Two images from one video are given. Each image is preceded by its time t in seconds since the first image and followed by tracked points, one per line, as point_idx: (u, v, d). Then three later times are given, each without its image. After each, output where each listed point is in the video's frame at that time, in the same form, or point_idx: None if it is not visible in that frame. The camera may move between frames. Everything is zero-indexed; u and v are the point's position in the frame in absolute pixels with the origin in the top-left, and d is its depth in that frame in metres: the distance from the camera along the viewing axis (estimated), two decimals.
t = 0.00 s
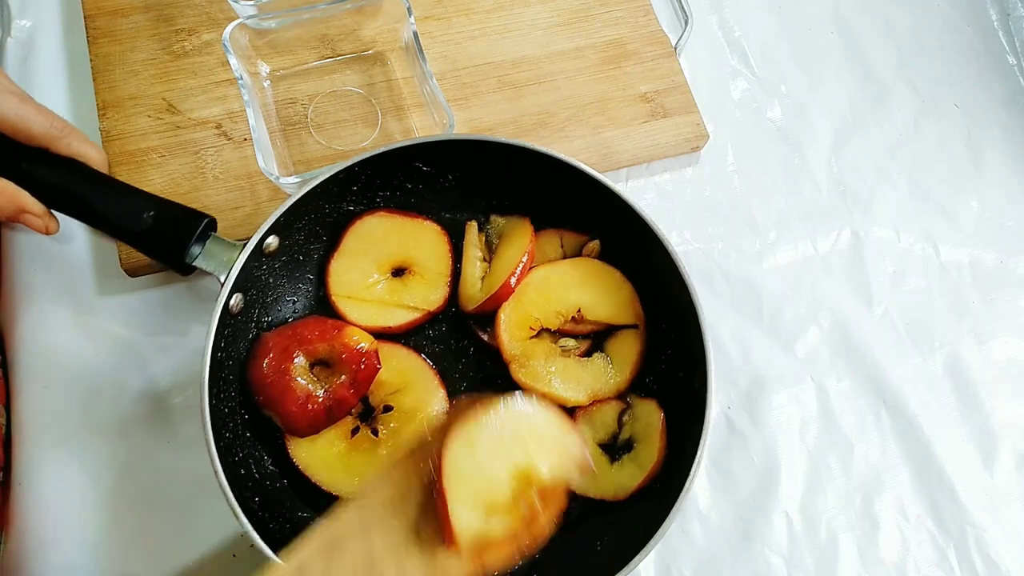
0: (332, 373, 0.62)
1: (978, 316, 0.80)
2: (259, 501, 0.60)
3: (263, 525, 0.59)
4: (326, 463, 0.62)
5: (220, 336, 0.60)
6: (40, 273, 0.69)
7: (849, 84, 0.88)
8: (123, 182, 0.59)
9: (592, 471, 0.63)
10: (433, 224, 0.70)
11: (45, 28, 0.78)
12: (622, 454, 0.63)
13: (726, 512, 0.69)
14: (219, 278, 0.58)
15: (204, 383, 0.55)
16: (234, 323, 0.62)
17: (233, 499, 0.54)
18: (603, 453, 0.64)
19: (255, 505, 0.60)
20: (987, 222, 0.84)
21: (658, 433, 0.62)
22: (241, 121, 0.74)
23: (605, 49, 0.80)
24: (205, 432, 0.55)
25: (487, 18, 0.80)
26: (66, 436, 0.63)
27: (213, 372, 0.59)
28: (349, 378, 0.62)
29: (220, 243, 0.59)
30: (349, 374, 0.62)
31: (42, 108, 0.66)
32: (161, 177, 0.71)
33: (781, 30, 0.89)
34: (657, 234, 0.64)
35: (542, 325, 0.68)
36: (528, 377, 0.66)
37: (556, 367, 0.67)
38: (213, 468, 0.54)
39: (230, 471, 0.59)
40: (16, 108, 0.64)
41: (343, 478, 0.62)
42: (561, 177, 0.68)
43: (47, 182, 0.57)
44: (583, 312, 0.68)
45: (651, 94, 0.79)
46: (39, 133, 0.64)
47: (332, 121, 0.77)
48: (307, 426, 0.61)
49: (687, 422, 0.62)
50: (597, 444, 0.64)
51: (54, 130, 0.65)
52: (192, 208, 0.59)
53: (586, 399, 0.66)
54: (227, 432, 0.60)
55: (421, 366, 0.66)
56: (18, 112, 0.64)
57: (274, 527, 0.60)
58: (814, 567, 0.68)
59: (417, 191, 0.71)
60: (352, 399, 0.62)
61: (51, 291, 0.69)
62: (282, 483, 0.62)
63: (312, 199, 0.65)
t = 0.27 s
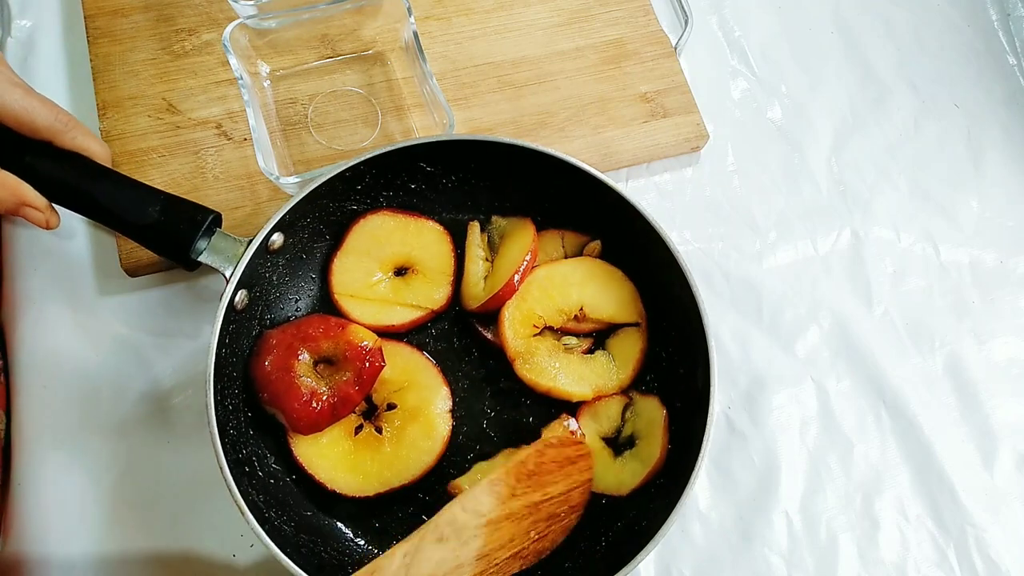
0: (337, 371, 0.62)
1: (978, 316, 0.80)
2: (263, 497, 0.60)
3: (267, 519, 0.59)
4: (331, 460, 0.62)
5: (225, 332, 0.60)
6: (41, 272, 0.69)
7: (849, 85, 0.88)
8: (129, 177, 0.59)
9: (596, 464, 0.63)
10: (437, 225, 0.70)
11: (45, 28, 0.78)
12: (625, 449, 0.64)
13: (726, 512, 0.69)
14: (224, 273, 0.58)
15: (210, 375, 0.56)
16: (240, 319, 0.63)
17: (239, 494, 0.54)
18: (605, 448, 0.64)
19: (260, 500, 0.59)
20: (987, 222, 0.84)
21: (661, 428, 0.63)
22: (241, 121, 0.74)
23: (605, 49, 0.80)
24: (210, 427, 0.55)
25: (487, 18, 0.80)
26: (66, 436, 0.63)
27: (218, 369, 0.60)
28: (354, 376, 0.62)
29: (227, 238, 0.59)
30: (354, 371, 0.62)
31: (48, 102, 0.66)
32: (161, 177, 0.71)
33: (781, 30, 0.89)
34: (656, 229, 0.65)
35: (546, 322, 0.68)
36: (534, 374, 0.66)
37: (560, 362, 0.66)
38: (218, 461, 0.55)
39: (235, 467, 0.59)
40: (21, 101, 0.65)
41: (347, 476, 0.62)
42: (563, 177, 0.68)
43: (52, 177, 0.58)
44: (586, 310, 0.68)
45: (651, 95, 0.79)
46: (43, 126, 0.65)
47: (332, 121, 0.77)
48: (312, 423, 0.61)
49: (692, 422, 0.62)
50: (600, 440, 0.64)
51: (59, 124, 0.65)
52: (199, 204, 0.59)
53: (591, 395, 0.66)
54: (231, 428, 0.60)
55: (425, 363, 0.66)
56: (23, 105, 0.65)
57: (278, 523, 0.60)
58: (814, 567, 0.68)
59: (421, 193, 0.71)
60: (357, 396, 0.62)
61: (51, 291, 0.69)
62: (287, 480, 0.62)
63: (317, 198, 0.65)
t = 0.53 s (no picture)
0: (338, 370, 0.62)
1: (978, 316, 0.80)
2: (263, 496, 0.60)
3: (268, 519, 0.58)
4: (331, 459, 0.62)
5: (226, 331, 0.60)
6: (41, 272, 0.69)
7: (849, 85, 0.88)
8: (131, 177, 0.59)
9: (597, 464, 0.63)
10: (437, 226, 0.70)
11: (45, 28, 0.78)
12: (626, 450, 0.64)
13: (726, 512, 0.69)
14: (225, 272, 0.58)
15: (212, 374, 0.56)
16: (240, 318, 0.63)
17: (239, 492, 0.54)
18: (605, 448, 0.64)
19: (260, 499, 0.59)
20: (987, 222, 0.84)
21: (662, 428, 0.63)
22: (241, 121, 0.74)
23: (605, 49, 0.80)
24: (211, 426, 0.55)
25: (487, 18, 0.80)
26: (66, 436, 0.63)
27: (219, 368, 0.60)
28: (354, 375, 0.62)
29: (228, 237, 0.59)
30: (354, 371, 0.62)
31: (49, 100, 0.66)
32: (161, 176, 0.71)
33: (781, 30, 0.89)
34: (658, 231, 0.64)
35: (547, 322, 0.68)
36: (534, 374, 0.66)
37: (560, 362, 0.66)
38: (219, 460, 0.55)
39: (235, 466, 0.58)
40: (23, 99, 0.64)
41: (348, 476, 0.62)
42: (563, 177, 0.68)
43: (54, 177, 0.58)
44: (586, 309, 0.68)
45: (652, 94, 0.79)
46: (45, 125, 0.64)
47: (332, 121, 0.77)
48: (312, 422, 0.61)
49: (692, 423, 0.62)
50: (599, 440, 0.64)
51: (61, 123, 0.65)
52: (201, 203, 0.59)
53: (591, 396, 0.66)
54: (232, 427, 0.60)
55: (425, 363, 0.66)
56: (25, 103, 0.64)
57: (279, 522, 0.59)
58: (814, 567, 0.68)
59: (422, 193, 0.71)
60: (357, 395, 0.62)
61: (51, 291, 0.69)
62: (287, 479, 0.62)
63: (318, 198, 0.65)
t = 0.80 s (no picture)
0: (338, 371, 0.62)
1: (978, 316, 0.80)
2: (262, 496, 0.60)
3: (266, 518, 0.59)
4: (331, 460, 0.62)
5: (227, 329, 0.60)
6: (41, 272, 0.69)
7: (848, 84, 0.88)
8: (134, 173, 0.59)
9: (597, 468, 0.63)
10: (439, 228, 0.70)
11: (45, 28, 0.78)
12: (626, 454, 0.64)
13: (726, 512, 0.69)
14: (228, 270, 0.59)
15: (212, 373, 0.56)
16: (241, 317, 0.62)
17: (238, 493, 0.54)
18: (605, 453, 0.64)
19: (259, 499, 0.59)
20: (987, 222, 0.84)
21: (662, 434, 0.63)
22: (241, 121, 0.74)
23: (605, 49, 0.80)
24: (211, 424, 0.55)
25: (486, 18, 0.80)
26: (66, 436, 0.64)
27: (219, 366, 0.59)
28: (355, 376, 0.62)
29: (231, 236, 0.59)
30: (355, 371, 0.62)
31: (53, 95, 0.66)
32: (161, 176, 0.71)
33: (781, 30, 0.89)
34: (660, 234, 0.64)
35: (547, 325, 0.68)
36: (534, 378, 0.66)
37: (562, 366, 0.67)
38: (219, 459, 0.55)
39: (234, 465, 0.58)
40: (28, 95, 0.64)
41: (347, 476, 0.62)
42: (565, 179, 0.68)
43: (57, 173, 0.58)
44: (588, 313, 0.68)
45: (652, 94, 0.79)
46: (51, 122, 0.64)
47: (332, 121, 0.77)
48: (312, 422, 0.61)
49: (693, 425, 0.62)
50: (599, 444, 0.64)
51: (67, 120, 0.65)
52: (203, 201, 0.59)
53: (591, 399, 0.66)
54: (232, 425, 0.60)
55: (426, 364, 0.66)
56: (30, 99, 0.64)
57: (277, 522, 0.59)
58: (814, 567, 0.68)
59: (423, 196, 0.71)
60: (358, 396, 0.62)
61: (52, 291, 0.69)
62: (286, 479, 0.62)
63: (321, 197, 0.65)
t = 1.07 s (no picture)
0: (339, 371, 0.62)
1: (978, 316, 0.80)
2: (262, 495, 0.60)
3: (265, 518, 0.59)
4: (330, 460, 0.62)
5: (227, 329, 0.60)
6: (41, 272, 0.69)
7: (848, 84, 0.88)
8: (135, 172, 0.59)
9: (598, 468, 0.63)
10: (439, 228, 0.70)
11: (45, 28, 0.78)
12: (626, 455, 0.63)
13: (726, 512, 0.69)
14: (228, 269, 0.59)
15: (212, 373, 0.56)
16: (241, 317, 0.62)
17: (238, 492, 0.54)
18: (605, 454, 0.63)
19: (259, 499, 0.59)
20: (987, 222, 0.84)
21: (663, 434, 0.63)
22: (241, 121, 0.74)
23: (605, 49, 0.80)
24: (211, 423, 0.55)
25: (487, 18, 0.80)
26: (66, 436, 0.63)
27: (220, 366, 0.59)
28: (355, 375, 0.62)
29: (231, 235, 0.59)
30: (355, 371, 0.62)
31: (55, 94, 0.66)
32: (161, 176, 0.71)
33: (781, 30, 0.89)
34: (661, 236, 0.65)
35: (547, 326, 0.68)
36: (534, 378, 0.66)
37: (562, 366, 0.66)
38: (219, 459, 0.55)
39: (234, 464, 0.59)
40: (31, 94, 0.64)
41: (346, 476, 0.62)
42: (565, 179, 0.68)
43: (58, 172, 0.58)
44: (589, 314, 0.68)
45: (652, 94, 0.79)
46: (52, 121, 0.64)
47: (332, 121, 0.77)
48: (312, 422, 0.61)
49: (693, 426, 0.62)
50: (598, 444, 0.64)
51: (69, 119, 0.65)
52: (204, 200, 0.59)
53: (591, 400, 0.65)
54: (232, 425, 0.60)
55: (426, 364, 0.66)
56: (32, 98, 0.64)
57: (276, 521, 0.59)
58: (814, 567, 0.68)
59: (423, 196, 0.71)
60: (358, 396, 0.62)
61: (52, 290, 0.69)
62: (286, 479, 0.62)
63: (321, 197, 0.65)
